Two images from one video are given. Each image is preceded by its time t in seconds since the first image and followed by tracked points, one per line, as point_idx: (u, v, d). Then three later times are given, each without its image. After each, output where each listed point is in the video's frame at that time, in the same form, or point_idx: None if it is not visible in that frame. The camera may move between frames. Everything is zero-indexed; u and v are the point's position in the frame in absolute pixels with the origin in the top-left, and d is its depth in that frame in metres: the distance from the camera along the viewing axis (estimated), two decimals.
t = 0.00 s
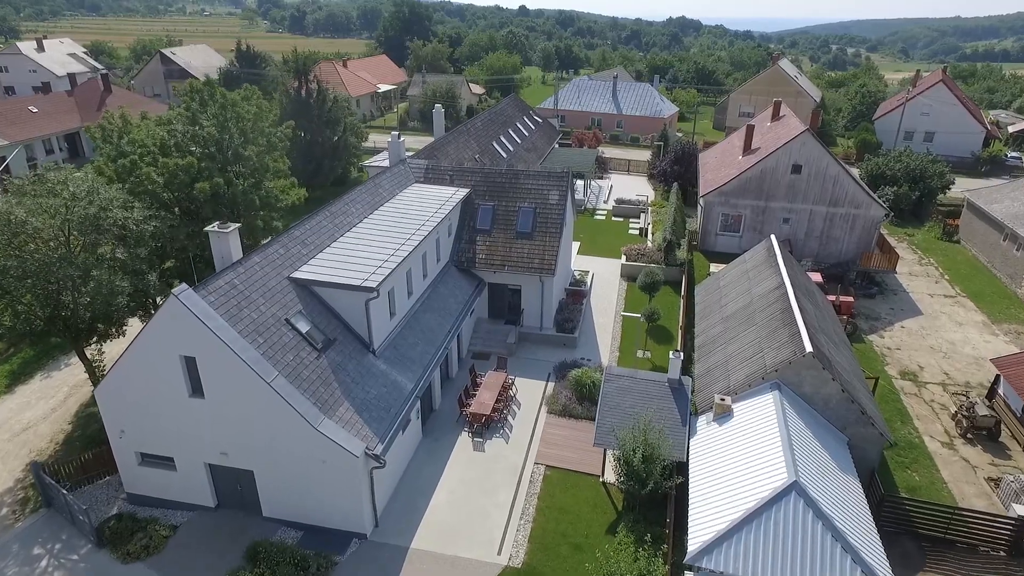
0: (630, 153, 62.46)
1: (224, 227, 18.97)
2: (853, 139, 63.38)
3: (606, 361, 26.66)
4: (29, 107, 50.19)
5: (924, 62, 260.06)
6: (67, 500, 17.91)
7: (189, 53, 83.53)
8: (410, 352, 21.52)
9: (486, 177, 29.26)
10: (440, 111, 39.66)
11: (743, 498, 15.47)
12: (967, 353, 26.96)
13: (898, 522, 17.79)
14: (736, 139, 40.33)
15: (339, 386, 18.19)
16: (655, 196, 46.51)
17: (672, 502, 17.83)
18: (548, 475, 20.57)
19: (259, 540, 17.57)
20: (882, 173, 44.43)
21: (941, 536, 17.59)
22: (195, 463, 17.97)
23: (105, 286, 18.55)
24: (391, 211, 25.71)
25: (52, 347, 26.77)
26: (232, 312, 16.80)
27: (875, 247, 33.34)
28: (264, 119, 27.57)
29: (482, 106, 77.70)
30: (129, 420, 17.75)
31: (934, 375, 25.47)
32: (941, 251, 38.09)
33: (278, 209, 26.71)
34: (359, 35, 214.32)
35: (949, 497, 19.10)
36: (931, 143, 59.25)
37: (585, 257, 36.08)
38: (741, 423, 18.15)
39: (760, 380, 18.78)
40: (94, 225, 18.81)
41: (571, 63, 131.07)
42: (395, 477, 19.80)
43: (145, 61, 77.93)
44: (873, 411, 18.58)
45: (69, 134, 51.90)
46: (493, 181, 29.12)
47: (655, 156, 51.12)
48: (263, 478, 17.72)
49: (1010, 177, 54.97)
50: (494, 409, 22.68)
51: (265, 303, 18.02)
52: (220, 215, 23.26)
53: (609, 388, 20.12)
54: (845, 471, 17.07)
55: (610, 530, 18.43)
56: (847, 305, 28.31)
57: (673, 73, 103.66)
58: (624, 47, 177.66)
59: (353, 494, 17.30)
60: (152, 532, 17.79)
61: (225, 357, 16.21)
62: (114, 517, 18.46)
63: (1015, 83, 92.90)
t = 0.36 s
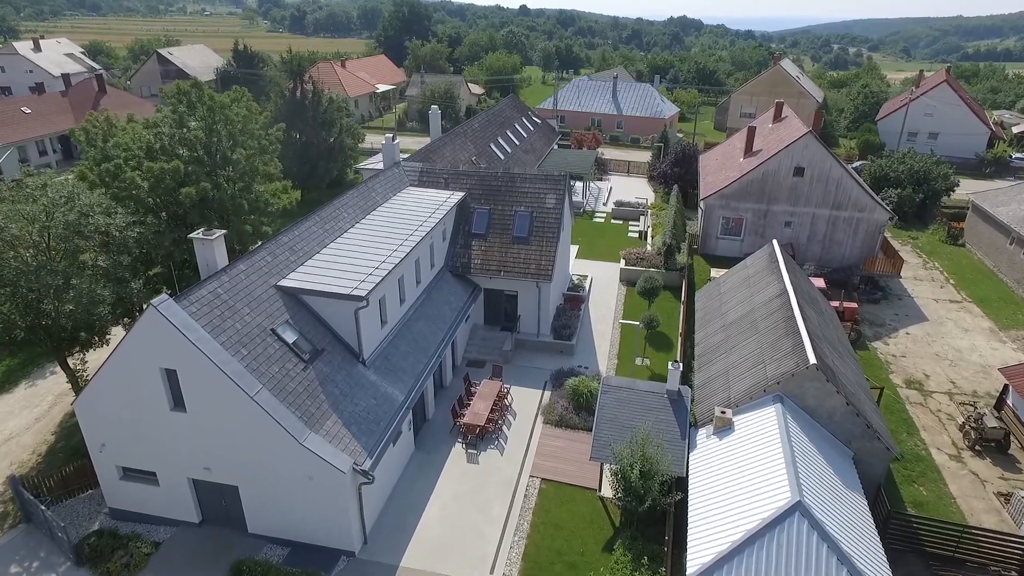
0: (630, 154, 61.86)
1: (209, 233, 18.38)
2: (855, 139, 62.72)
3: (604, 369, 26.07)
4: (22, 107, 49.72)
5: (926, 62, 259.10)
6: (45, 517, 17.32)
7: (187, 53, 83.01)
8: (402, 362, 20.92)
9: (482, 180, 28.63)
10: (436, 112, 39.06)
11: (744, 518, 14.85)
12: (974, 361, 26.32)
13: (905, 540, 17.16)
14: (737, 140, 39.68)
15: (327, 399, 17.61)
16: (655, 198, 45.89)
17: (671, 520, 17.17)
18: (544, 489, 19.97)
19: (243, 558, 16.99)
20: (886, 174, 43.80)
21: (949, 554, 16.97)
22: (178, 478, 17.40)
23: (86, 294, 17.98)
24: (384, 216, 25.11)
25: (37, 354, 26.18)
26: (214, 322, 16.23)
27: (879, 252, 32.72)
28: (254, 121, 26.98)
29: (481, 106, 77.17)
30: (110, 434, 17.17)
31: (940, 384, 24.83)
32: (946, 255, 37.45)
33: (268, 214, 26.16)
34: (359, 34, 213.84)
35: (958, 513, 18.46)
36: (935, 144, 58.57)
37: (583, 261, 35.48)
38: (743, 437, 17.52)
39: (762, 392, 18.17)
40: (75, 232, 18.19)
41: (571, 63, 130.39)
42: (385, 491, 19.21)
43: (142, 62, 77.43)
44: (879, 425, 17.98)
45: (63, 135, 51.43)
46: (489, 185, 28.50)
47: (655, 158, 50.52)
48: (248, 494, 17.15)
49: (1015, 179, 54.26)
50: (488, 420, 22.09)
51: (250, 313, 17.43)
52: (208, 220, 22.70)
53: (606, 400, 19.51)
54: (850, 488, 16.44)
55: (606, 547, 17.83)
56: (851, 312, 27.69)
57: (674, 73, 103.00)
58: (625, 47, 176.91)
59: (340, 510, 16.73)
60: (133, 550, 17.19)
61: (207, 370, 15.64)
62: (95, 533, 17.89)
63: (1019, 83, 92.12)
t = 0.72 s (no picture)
0: (630, 156, 61.16)
1: (192, 241, 17.76)
2: (859, 140, 61.96)
3: (602, 379, 25.42)
4: (14, 108, 49.00)
5: (928, 62, 257.98)
6: (20, 536, 16.74)
7: (183, 53, 82.28)
8: (392, 373, 20.27)
9: (478, 183, 27.96)
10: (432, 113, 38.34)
11: (747, 541, 14.19)
12: (982, 370, 25.63)
13: (914, 561, 16.49)
14: (739, 142, 39.00)
15: (312, 413, 16.96)
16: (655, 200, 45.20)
17: (670, 540, 16.60)
18: (539, 505, 19.32)
19: None
20: (890, 176, 43.09)
21: None
22: (158, 496, 16.74)
23: (63, 304, 17.24)
24: (376, 221, 24.45)
25: (21, 362, 25.54)
26: (194, 335, 15.58)
27: (884, 256, 32.05)
28: (243, 124, 26.30)
29: (480, 107, 76.44)
30: (87, 450, 16.53)
31: (947, 394, 24.13)
32: (951, 259, 36.76)
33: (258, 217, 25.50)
34: (359, 34, 213.02)
35: (968, 532, 17.77)
36: (938, 145, 57.97)
37: (582, 266, 34.80)
38: (744, 453, 16.85)
39: (765, 407, 17.49)
40: (53, 239, 17.48)
41: (572, 63, 129.50)
42: (374, 507, 18.55)
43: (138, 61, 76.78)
44: (886, 440, 17.32)
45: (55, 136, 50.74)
46: (485, 188, 27.83)
47: (655, 159, 49.83)
48: (230, 512, 16.50)
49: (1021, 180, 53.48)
50: (482, 432, 21.46)
51: (232, 324, 16.79)
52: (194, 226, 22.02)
53: (604, 413, 18.84)
54: (857, 508, 15.78)
55: (603, 567, 17.20)
56: (856, 319, 27.02)
57: (675, 73, 102.17)
58: (626, 46, 175.96)
59: (325, 529, 16.08)
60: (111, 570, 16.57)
61: (185, 385, 14.99)
62: (73, 552, 17.31)
63: None
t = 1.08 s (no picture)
0: (630, 157, 60.40)
1: (173, 249, 17.06)
2: (862, 141, 61.20)
3: (600, 389, 24.71)
4: (6, 110, 48.19)
5: (931, 61, 256.74)
6: None
7: (180, 53, 81.60)
8: (383, 385, 19.57)
9: (473, 187, 27.24)
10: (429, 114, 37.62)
11: (751, 570, 13.44)
12: (993, 380, 24.88)
13: None
14: (742, 143, 38.25)
15: (298, 430, 16.26)
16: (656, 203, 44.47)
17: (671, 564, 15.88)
18: (534, 523, 18.61)
19: None
20: (895, 179, 42.33)
21: None
22: (136, 516, 16.04)
23: (37, 316, 16.52)
24: (369, 227, 23.75)
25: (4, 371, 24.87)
26: (172, 350, 14.87)
27: (890, 261, 31.29)
28: (231, 127, 25.59)
29: (479, 107, 75.73)
30: (62, 469, 15.82)
31: (957, 405, 23.38)
32: (958, 264, 35.99)
33: (247, 223, 24.85)
34: (360, 33, 212.47)
35: (981, 554, 17.04)
36: (943, 146, 57.13)
37: (581, 271, 34.09)
38: (749, 472, 16.10)
39: (769, 424, 16.76)
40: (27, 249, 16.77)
41: (572, 62, 128.68)
42: (363, 527, 17.82)
43: (135, 62, 76.14)
44: (897, 458, 16.59)
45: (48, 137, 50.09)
46: (480, 192, 27.10)
47: (656, 161, 49.07)
48: (211, 534, 15.79)
49: None
50: (476, 446, 20.74)
51: (213, 338, 16.07)
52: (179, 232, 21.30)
53: (601, 429, 18.12)
54: (866, 532, 15.04)
55: None
56: (861, 327, 26.29)
57: (676, 73, 101.25)
58: (627, 46, 175.07)
59: (310, 552, 15.39)
60: None
61: (162, 403, 14.27)
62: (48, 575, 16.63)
63: None
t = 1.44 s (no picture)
0: (631, 159, 59.60)
1: (151, 260, 16.23)
2: (866, 142, 60.36)
3: (600, 401, 23.99)
4: None
5: (933, 60, 255.60)
6: None
7: (177, 53, 81.00)
8: (372, 401, 18.81)
9: (468, 192, 26.49)
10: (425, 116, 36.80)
11: None
12: (1005, 392, 24.09)
13: None
14: (744, 146, 37.49)
15: (281, 451, 15.51)
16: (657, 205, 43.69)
17: None
18: (530, 545, 17.85)
19: None
20: (901, 182, 41.53)
21: None
22: (110, 541, 15.28)
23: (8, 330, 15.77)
24: (360, 234, 22.97)
25: None
26: (147, 369, 14.11)
27: (897, 268, 30.51)
28: (218, 131, 24.83)
29: (478, 107, 74.98)
30: (32, 492, 15.05)
31: (969, 419, 22.60)
32: (967, 269, 35.20)
33: (235, 229, 24.12)
34: (360, 33, 211.96)
35: None
36: (949, 147, 56.19)
37: (580, 277, 33.32)
38: (754, 496, 15.29)
39: (776, 444, 15.98)
40: None
41: (572, 61, 127.93)
42: (350, 550, 17.06)
43: (131, 62, 75.62)
44: (909, 480, 15.82)
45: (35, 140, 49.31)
46: (476, 197, 26.34)
47: (657, 163, 48.28)
48: (189, 560, 15.03)
49: None
50: (470, 462, 19.99)
51: (192, 354, 15.31)
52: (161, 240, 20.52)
53: (600, 448, 17.36)
54: (879, 560, 14.24)
55: None
56: (869, 336, 25.53)
57: (677, 72, 100.46)
58: (626, 46, 174.53)
59: None
60: None
61: (134, 425, 13.49)
62: None
63: None
